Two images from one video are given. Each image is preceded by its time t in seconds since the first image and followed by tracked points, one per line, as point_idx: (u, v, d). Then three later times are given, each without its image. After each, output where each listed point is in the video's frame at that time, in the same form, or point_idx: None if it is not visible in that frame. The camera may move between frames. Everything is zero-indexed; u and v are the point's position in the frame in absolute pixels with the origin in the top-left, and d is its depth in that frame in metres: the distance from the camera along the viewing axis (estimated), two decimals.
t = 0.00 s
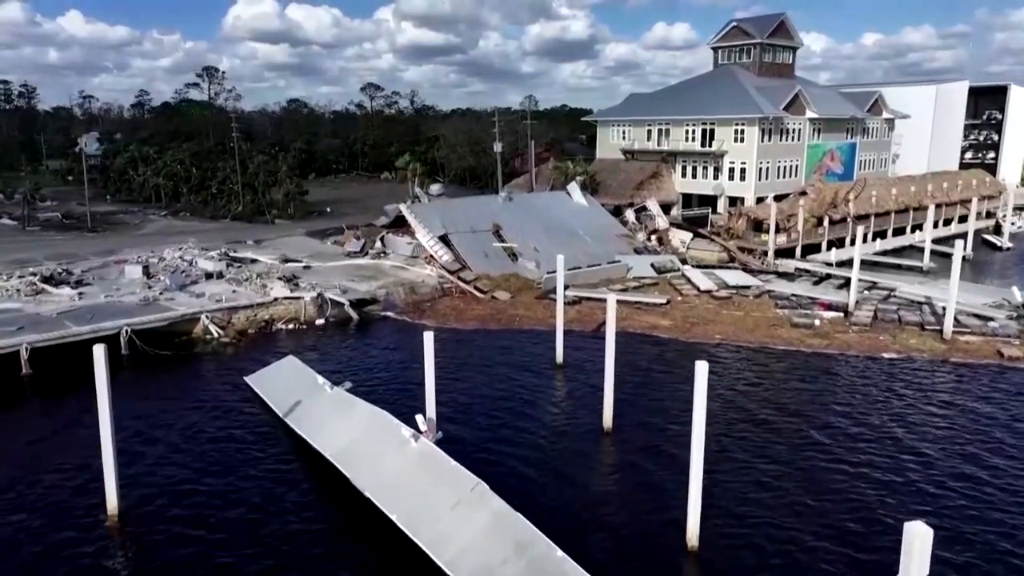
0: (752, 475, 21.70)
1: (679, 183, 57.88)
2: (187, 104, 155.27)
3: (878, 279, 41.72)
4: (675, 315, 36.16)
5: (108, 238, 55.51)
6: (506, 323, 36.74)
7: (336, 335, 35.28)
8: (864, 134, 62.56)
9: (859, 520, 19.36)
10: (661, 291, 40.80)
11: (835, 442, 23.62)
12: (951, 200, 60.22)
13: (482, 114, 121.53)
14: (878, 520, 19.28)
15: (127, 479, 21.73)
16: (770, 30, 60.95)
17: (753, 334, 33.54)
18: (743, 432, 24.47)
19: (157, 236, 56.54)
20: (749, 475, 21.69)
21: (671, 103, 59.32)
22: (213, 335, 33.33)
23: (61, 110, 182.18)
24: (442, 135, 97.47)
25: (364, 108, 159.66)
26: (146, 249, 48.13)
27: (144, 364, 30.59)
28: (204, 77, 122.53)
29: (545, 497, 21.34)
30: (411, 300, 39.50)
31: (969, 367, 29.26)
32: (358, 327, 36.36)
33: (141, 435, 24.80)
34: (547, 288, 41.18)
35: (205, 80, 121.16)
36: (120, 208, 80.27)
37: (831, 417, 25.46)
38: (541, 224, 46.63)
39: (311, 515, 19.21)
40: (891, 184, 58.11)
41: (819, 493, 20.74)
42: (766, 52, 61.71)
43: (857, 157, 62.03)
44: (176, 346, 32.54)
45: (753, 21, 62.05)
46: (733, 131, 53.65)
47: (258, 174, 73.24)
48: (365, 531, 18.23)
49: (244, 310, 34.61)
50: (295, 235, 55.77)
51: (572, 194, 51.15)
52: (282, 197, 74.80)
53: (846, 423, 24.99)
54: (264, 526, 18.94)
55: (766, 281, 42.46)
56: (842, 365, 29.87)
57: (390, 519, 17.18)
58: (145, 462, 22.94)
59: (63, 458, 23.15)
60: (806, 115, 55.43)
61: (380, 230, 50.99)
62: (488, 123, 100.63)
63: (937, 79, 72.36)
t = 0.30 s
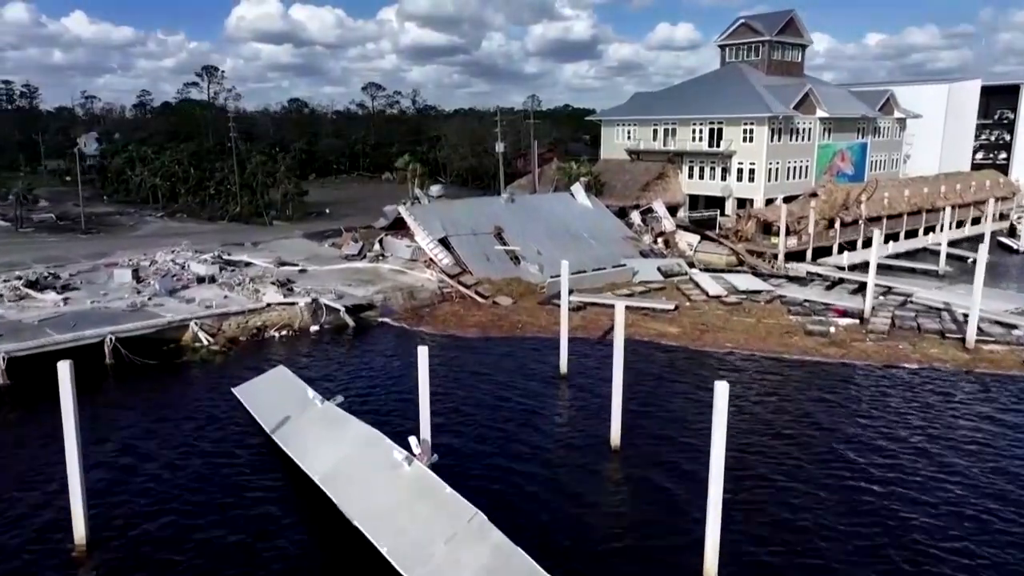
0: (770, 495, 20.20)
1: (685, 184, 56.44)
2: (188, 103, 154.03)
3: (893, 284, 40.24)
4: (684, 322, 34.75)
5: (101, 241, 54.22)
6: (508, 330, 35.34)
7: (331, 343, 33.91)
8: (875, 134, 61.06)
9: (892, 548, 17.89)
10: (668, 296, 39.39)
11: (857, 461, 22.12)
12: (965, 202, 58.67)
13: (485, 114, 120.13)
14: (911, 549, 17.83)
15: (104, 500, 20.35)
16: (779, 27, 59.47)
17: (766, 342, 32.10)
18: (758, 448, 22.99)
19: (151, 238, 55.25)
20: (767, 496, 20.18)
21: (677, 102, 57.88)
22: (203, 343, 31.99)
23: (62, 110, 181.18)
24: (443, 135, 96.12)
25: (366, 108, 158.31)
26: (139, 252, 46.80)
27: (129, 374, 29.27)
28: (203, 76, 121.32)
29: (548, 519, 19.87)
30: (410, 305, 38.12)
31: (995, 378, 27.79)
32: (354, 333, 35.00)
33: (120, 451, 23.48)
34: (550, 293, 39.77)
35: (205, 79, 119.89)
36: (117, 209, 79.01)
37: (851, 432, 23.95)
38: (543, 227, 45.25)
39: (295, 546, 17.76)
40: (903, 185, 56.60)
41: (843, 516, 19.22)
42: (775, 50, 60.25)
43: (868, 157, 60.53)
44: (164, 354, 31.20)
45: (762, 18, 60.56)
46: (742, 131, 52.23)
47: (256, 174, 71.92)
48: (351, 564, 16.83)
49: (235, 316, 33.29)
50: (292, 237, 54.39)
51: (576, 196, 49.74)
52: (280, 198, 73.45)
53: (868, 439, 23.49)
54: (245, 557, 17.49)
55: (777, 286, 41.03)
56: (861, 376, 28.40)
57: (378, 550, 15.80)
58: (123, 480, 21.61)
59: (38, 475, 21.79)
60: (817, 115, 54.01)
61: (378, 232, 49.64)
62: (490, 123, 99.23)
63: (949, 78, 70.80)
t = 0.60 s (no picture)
0: (793, 519, 18.69)
1: (694, 185, 55.02)
2: (190, 102, 153.09)
3: (912, 289, 38.78)
4: (695, 330, 33.37)
5: (96, 243, 53.01)
6: (512, 337, 33.99)
7: (328, 350, 32.60)
8: (888, 134, 59.57)
9: None
10: (677, 302, 37.98)
11: (886, 480, 20.64)
12: (981, 203, 57.12)
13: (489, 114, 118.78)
14: None
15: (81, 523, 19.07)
16: (790, 24, 57.93)
17: (782, 351, 30.68)
18: (778, 466, 21.49)
19: (147, 240, 54.06)
20: (791, 519, 18.67)
21: (686, 101, 56.46)
22: (193, 351, 30.68)
23: (66, 109, 180.71)
24: (446, 135, 94.81)
25: (369, 108, 157.12)
26: (132, 255, 45.57)
27: (115, 385, 27.97)
28: (204, 75, 120.23)
29: (554, 545, 18.42)
30: (410, 311, 36.80)
31: None
32: (351, 341, 33.65)
33: (100, 469, 22.16)
34: (554, 298, 38.40)
35: (206, 79, 118.80)
36: (115, 210, 77.95)
37: (877, 448, 22.44)
38: (548, 229, 43.86)
39: None
40: (918, 186, 55.06)
41: (874, 543, 17.74)
42: (786, 48, 58.80)
43: (881, 158, 59.01)
44: (152, 363, 29.93)
45: (772, 15, 59.07)
46: (753, 130, 50.75)
47: (255, 175, 70.74)
48: None
49: (226, 323, 31.97)
50: (291, 239, 53.06)
51: (582, 197, 48.35)
52: (280, 198, 72.22)
53: (895, 456, 22.00)
54: None
55: (791, 291, 39.59)
56: (884, 387, 26.98)
57: None
58: (100, 502, 20.27)
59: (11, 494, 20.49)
60: (829, 114, 52.55)
61: (378, 235, 48.34)
62: (494, 123, 97.92)
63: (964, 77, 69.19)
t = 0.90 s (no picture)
0: (823, 544, 17.27)
1: (705, 186, 53.61)
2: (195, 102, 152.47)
3: (934, 294, 37.33)
4: (708, 337, 32.02)
5: (94, 245, 51.97)
6: (518, 344, 32.71)
7: (327, 357, 31.39)
8: (905, 134, 58.03)
9: None
10: (689, 307, 36.58)
11: (921, 499, 19.26)
12: (1001, 205, 55.51)
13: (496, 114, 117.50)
14: None
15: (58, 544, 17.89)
16: (804, 21, 56.33)
17: (800, 360, 29.30)
18: (805, 484, 20.03)
19: (146, 242, 52.97)
20: (820, 544, 17.26)
21: (697, 99, 55.07)
22: (186, 359, 29.53)
23: (73, 109, 180.48)
24: (452, 135, 93.57)
25: (375, 108, 156.04)
26: (129, 257, 44.48)
27: (102, 394, 26.82)
28: (209, 75, 119.33)
29: (563, 571, 17.04)
30: (412, 316, 35.56)
31: None
32: (350, 347, 32.39)
33: (84, 483, 21.00)
34: (562, 303, 37.08)
35: (210, 78, 117.93)
36: (116, 210, 76.99)
37: (909, 465, 20.99)
38: (555, 231, 42.51)
39: None
40: (936, 187, 53.49)
41: (911, 570, 16.37)
42: (799, 45, 57.35)
43: (897, 158, 57.47)
44: (143, 371, 28.78)
45: (785, 11, 57.60)
46: (766, 129, 49.33)
47: (258, 175, 69.64)
48: None
49: (221, 329, 30.81)
50: (292, 241, 51.91)
51: (590, 198, 47.01)
52: (283, 199, 71.11)
53: (928, 473, 20.56)
54: None
55: (807, 296, 38.19)
56: (911, 398, 25.57)
57: None
58: (79, 522, 19.04)
59: None
60: (845, 113, 51.11)
61: (381, 237, 47.14)
62: (501, 123, 96.64)
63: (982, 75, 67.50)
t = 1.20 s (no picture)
0: (859, 568, 15.96)
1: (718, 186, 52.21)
2: (203, 101, 151.98)
3: (959, 298, 35.86)
4: (725, 343, 30.69)
5: (95, 245, 51.07)
6: (526, 350, 31.49)
7: (328, 363, 30.25)
8: (925, 132, 56.44)
9: None
10: (704, 312, 35.26)
11: (962, 518, 17.90)
12: None
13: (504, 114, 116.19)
14: None
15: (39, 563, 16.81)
16: (822, 17, 54.79)
17: (823, 369, 27.92)
18: (834, 501, 18.71)
19: (148, 242, 52.05)
20: (855, 567, 15.95)
21: (710, 97, 53.67)
22: (181, 365, 28.45)
23: (82, 109, 180.56)
24: (460, 134, 92.38)
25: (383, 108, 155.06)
26: (129, 258, 43.52)
27: (94, 402, 25.76)
28: (216, 74, 118.65)
29: None
30: (417, 320, 34.40)
31: None
32: (353, 352, 31.26)
33: (71, 496, 19.93)
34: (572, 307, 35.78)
35: (217, 77, 117.25)
36: (121, 210, 76.23)
37: (946, 482, 19.62)
38: (564, 232, 41.24)
39: None
40: (958, 188, 51.88)
41: None
42: (816, 42, 55.86)
43: (917, 158, 55.88)
44: (137, 377, 27.72)
45: (802, 7, 56.12)
46: (782, 128, 47.91)
47: (263, 174, 68.70)
48: None
49: (218, 334, 29.73)
50: (296, 242, 50.86)
51: (600, 198, 45.69)
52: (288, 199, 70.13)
53: (968, 490, 19.20)
54: None
55: (827, 300, 36.79)
56: (942, 410, 24.16)
57: None
58: (61, 539, 17.96)
59: None
60: (864, 110, 49.64)
61: (386, 238, 46.03)
62: (509, 122, 95.35)
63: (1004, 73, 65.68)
